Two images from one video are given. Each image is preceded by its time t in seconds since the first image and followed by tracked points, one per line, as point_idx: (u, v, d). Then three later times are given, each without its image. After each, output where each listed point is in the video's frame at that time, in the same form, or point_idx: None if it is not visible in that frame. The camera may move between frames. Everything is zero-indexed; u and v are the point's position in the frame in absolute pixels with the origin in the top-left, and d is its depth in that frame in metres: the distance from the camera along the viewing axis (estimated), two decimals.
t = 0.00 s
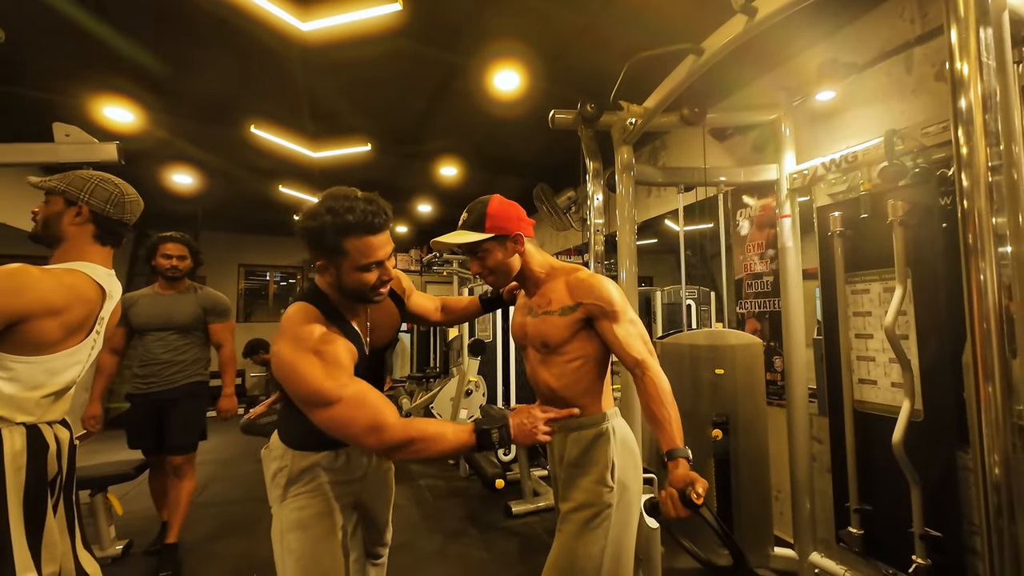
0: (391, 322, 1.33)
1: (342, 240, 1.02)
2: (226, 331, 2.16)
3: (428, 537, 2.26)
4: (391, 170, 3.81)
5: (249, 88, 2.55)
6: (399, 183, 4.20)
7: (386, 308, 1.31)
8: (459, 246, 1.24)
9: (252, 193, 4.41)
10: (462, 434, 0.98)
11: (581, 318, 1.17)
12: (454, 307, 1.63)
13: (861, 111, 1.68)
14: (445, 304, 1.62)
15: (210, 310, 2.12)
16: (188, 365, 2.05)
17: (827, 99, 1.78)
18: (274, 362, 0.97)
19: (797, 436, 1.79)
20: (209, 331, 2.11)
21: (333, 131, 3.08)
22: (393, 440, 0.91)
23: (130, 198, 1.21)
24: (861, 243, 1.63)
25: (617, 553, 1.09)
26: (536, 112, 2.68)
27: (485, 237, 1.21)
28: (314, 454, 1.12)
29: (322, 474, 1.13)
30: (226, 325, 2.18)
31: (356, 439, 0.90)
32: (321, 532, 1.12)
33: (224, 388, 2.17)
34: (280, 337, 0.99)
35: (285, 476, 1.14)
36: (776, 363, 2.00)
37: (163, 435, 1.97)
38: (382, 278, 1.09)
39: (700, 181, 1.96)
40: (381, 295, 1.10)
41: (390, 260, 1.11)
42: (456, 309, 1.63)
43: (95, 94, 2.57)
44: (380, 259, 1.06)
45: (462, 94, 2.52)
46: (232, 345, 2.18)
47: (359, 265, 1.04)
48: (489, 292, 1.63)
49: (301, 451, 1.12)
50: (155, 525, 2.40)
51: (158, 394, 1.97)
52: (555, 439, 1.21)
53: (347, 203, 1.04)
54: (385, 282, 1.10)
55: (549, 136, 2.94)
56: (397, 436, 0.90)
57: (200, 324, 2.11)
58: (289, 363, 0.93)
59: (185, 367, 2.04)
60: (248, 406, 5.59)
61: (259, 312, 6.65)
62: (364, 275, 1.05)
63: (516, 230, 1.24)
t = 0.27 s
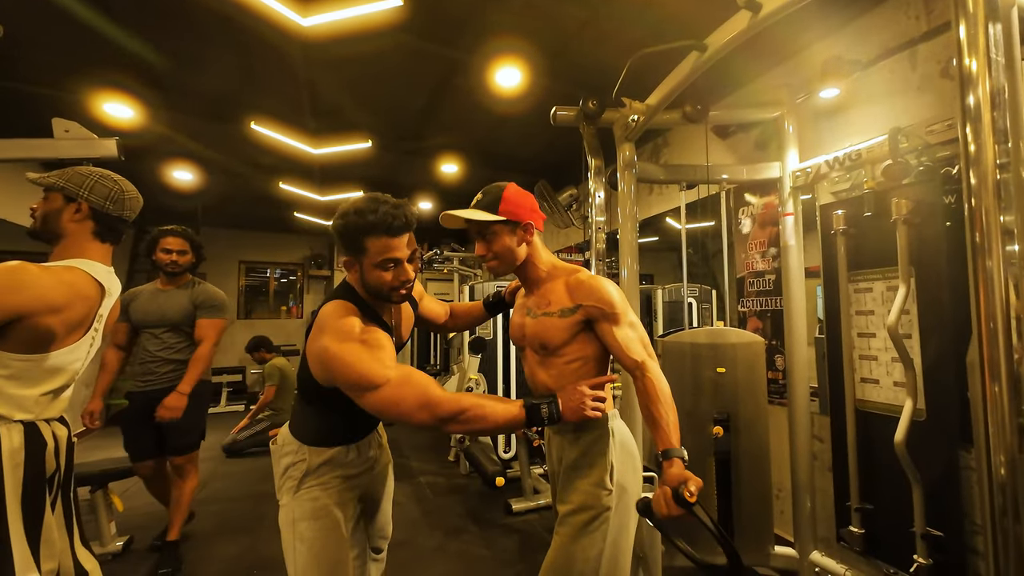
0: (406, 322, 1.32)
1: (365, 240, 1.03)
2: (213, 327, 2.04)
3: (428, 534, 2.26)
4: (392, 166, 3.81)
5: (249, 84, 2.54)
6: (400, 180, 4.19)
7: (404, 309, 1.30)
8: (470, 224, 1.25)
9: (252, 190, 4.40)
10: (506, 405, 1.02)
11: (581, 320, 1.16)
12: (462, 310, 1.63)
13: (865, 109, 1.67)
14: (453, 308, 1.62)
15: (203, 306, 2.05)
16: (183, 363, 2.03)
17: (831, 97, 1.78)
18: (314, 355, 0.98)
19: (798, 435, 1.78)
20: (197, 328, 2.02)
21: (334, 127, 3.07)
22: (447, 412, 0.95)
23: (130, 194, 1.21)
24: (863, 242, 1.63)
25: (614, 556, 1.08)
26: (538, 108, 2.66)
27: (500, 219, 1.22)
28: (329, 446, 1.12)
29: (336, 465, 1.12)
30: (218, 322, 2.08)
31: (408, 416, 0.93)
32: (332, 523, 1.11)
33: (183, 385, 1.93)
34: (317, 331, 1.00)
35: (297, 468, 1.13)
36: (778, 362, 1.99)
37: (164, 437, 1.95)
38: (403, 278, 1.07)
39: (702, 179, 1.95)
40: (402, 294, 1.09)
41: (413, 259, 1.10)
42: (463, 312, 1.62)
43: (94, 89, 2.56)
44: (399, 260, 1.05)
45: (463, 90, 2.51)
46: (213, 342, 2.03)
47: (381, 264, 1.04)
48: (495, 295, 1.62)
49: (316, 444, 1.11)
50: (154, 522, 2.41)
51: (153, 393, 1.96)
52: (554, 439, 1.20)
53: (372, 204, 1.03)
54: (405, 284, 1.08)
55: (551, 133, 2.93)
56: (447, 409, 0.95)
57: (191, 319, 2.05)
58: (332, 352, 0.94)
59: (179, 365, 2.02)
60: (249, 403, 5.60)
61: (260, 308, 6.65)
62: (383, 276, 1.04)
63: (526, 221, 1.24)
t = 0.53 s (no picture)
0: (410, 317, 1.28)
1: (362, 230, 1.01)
2: (207, 321, 2.02)
3: (428, 532, 2.24)
4: (391, 160, 3.76)
5: (245, 75, 2.49)
6: (399, 174, 4.14)
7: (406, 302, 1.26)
8: (500, 183, 1.27)
9: (249, 184, 4.36)
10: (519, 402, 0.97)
11: (586, 313, 1.12)
12: (465, 307, 1.60)
13: (876, 100, 1.63)
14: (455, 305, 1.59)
15: (198, 300, 2.03)
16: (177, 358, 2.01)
17: (840, 89, 1.73)
18: (324, 349, 0.95)
19: (804, 434, 1.75)
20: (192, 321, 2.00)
21: (332, 120, 3.02)
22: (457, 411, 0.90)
23: (117, 185, 1.17)
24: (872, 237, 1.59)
25: (621, 556, 1.06)
26: (539, 101, 2.62)
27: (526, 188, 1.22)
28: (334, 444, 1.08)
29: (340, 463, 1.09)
30: (213, 316, 2.06)
31: (418, 412, 0.89)
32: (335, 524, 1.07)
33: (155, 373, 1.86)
34: (326, 325, 0.96)
35: (300, 466, 1.08)
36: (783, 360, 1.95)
37: (155, 436, 1.93)
38: (397, 271, 1.02)
39: (708, 173, 1.90)
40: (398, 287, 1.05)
41: (412, 251, 1.06)
42: (465, 308, 1.59)
43: (87, 80, 2.51)
44: (397, 250, 1.01)
45: (464, 82, 2.46)
46: (206, 333, 2.02)
47: (372, 253, 1.01)
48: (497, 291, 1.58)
49: (320, 442, 1.07)
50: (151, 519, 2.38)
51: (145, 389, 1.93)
52: (559, 438, 1.16)
53: (369, 196, 1.01)
54: (403, 277, 1.03)
55: (552, 126, 2.88)
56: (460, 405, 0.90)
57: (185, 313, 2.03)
58: (343, 345, 0.91)
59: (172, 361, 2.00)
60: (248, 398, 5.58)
61: (259, 304, 6.61)
62: (379, 266, 1.01)
63: (553, 202, 1.25)
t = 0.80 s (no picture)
0: (401, 303, 1.23)
1: (337, 214, 0.94)
2: (198, 318, 1.96)
3: (426, 531, 2.19)
4: (389, 152, 3.68)
5: (237, 63, 2.42)
6: (397, 167, 4.07)
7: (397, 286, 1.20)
8: (519, 162, 1.22)
9: (244, 176, 4.28)
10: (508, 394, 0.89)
11: (599, 306, 1.07)
12: (465, 281, 1.53)
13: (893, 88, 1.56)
14: (454, 279, 1.53)
15: (184, 296, 1.95)
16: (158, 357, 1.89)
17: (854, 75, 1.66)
18: (302, 340, 0.89)
19: (812, 433, 1.70)
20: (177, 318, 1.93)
21: (327, 110, 2.94)
22: (441, 407, 0.82)
23: (95, 173, 1.10)
24: (887, 230, 1.53)
25: (631, 558, 1.03)
26: (541, 90, 2.54)
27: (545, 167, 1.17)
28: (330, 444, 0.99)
29: (341, 466, 1.00)
30: (201, 312, 1.99)
31: (399, 406, 0.82)
32: (334, 532, 0.99)
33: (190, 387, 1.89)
34: (304, 316, 0.90)
35: (297, 469, 1.00)
36: (790, 357, 1.89)
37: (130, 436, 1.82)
38: (380, 257, 0.96)
39: (715, 163, 1.84)
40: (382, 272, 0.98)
41: (395, 233, 1.00)
42: (466, 284, 1.53)
43: (73, 68, 2.43)
44: (377, 235, 0.94)
45: (463, 70, 2.39)
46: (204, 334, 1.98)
47: (352, 238, 0.94)
48: (498, 269, 1.52)
49: (319, 444, 0.99)
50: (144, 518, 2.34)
51: (122, 389, 1.81)
52: (564, 440, 1.10)
53: (344, 173, 0.94)
54: (386, 260, 0.98)
55: (554, 116, 2.81)
56: (440, 400, 0.82)
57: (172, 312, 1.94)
58: (320, 338, 0.85)
59: (155, 360, 1.89)
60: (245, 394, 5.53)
61: (256, 298, 6.55)
62: (357, 251, 0.94)
63: (569, 189, 1.19)
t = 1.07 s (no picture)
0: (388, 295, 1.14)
1: (303, 210, 0.86)
2: (179, 310, 1.99)
3: (425, 533, 2.14)
4: (386, 145, 3.61)
5: (230, 53, 2.34)
6: (395, 161, 3.99)
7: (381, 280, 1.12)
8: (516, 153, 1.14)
9: (240, 170, 4.21)
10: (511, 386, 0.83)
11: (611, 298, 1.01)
12: (462, 269, 1.47)
13: (908, 75, 1.49)
14: (452, 266, 1.47)
15: (159, 291, 1.92)
16: (122, 357, 1.76)
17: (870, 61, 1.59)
18: (283, 344, 0.83)
19: (823, 434, 1.65)
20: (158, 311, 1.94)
21: (323, 102, 2.87)
22: (436, 400, 0.76)
23: (71, 161, 1.04)
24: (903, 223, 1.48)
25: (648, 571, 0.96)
26: (543, 79, 2.47)
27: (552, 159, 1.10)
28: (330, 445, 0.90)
29: (344, 470, 0.91)
30: (178, 304, 2.00)
31: (391, 403, 0.76)
32: (335, 544, 0.90)
33: (191, 373, 2.01)
34: (282, 319, 0.85)
35: (294, 474, 0.91)
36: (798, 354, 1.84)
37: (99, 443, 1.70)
38: (358, 251, 0.90)
39: (723, 154, 1.78)
40: (360, 267, 0.92)
41: (368, 225, 0.94)
42: (465, 273, 1.47)
43: (60, 57, 2.36)
44: (349, 228, 0.88)
45: (463, 59, 2.32)
46: (192, 324, 2.05)
47: (324, 235, 0.87)
48: (501, 258, 1.46)
49: (320, 446, 0.90)
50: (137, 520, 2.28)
51: (84, 390, 1.68)
52: (574, 443, 1.05)
53: (306, 165, 0.86)
54: (363, 255, 0.92)
55: (555, 107, 2.74)
56: (434, 395, 0.76)
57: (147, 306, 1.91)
58: (299, 341, 0.80)
59: (122, 359, 1.77)
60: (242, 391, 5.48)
61: (253, 294, 6.48)
62: (330, 248, 0.88)
63: (576, 177, 1.12)
